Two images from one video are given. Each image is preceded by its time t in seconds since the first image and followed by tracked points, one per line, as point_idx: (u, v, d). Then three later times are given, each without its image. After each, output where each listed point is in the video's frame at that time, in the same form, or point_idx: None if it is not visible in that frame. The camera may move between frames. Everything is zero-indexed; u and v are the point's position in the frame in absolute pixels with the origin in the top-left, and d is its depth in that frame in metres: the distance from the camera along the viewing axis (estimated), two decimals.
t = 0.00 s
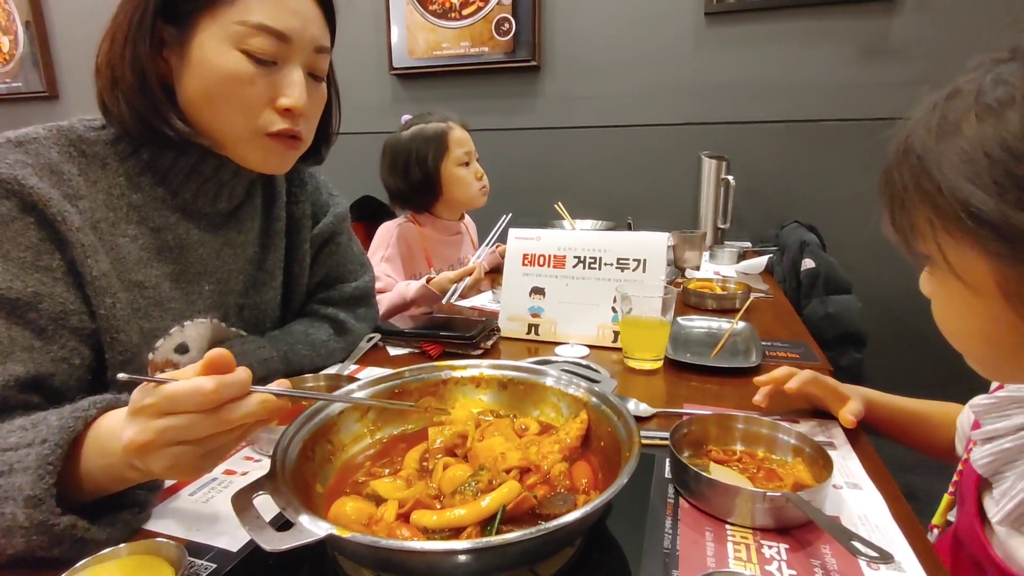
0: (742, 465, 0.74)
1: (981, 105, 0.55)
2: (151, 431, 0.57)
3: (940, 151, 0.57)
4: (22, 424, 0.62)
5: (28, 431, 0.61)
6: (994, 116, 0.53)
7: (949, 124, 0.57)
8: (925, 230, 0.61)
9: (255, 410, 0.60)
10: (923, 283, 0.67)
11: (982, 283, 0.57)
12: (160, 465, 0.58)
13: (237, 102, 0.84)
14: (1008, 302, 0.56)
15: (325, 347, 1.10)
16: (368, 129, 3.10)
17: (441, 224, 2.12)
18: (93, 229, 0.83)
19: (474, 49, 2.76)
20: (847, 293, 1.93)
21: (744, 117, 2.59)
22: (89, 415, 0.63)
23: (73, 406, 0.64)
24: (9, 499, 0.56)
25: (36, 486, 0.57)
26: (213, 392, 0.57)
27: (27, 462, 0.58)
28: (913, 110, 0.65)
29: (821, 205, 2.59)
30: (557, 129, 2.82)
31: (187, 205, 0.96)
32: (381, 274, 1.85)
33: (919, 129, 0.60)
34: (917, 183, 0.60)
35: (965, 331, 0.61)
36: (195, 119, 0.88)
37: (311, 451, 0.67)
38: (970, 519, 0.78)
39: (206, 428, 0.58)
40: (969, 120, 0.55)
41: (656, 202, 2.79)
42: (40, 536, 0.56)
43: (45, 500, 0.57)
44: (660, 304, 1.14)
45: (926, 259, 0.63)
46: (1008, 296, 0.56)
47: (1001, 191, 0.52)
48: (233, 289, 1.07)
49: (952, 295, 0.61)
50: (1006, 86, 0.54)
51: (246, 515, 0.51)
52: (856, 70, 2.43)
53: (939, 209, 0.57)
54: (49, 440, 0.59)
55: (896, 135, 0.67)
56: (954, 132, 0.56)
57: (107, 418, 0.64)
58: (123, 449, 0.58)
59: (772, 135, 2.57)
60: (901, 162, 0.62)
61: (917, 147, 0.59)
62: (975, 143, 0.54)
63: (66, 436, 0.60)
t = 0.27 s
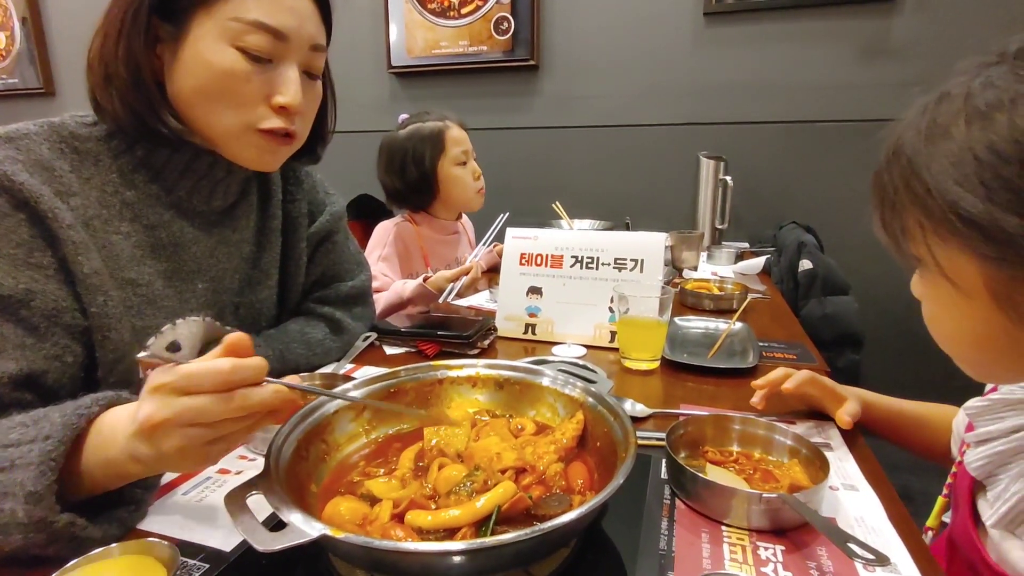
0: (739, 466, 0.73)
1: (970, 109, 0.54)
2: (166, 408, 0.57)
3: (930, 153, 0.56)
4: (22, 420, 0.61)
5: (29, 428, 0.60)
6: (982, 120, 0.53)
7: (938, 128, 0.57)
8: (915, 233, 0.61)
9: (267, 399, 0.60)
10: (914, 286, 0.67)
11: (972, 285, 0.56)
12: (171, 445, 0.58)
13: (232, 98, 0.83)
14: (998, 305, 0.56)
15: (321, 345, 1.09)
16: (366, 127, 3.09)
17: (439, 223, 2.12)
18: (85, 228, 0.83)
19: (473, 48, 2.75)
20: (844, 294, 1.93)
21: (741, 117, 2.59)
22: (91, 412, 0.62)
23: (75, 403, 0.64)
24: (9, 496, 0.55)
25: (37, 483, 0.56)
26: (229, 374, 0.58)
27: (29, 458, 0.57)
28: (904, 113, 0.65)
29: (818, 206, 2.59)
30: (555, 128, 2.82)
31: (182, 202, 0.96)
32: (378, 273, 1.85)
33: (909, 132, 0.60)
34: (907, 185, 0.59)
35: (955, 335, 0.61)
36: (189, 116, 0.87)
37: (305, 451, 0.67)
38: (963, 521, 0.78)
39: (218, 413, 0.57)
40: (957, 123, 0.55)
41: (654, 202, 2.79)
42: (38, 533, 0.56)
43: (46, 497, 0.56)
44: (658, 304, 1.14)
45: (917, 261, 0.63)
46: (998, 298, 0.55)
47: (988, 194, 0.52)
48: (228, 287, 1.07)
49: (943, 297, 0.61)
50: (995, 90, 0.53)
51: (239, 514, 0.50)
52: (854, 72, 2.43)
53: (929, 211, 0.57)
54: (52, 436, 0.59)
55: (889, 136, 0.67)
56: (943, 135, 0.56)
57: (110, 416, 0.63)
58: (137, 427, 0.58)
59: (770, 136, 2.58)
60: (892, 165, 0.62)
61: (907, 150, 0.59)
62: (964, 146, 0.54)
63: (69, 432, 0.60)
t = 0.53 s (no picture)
0: (735, 468, 0.73)
1: (956, 114, 0.54)
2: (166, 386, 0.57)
3: (918, 157, 0.56)
4: (13, 416, 0.61)
5: (21, 424, 0.60)
6: (969, 124, 0.53)
7: (926, 133, 0.56)
8: (903, 235, 0.60)
9: (268, 392, 0.61)
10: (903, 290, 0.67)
11: (961, 289, 0.56)
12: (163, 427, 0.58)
13: (229, 96, 0.83)
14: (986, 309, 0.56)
15: (318, 345, 1.09)
16: (365, 126, 3.09)
17: (437, 223, 2.12)
18: (79, 226, 0.82)
19: (472, 48, 2.75)
20: (842, 296, 1.93)
21: (740, 119, 2.59)
22: (82, 406, 0.62)
23: (65, 398, 0.63)
24: (4, 491, 0.55)
25: (33, 478, 0.56)
26: (235, 360, 0.58)
27: (23, 454, 0.57)
28: (895, 116, 0.65)
29: (816, 208, 2.60)
30: (554, 129, 2.82)
31: (177, 200, 0.96)
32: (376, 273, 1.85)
33: (898, 136, 0.60)
34: (896, 189, 0.59)
35: (948, 338, 0.61)
36: (185, 114, 0.87)
37: (301, 451, 0.66)
38: (955, 525, 0.78)
39: (216, 397, 0.57)
40: (945, 128, 0.55)
41: (653, 203, 2.79)
42: (35, 529, 0.55)
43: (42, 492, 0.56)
44: (655, 305, 1.13)
45: (906, 264, 0.63)
46: (986, 303, 0.55)
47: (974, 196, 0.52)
48: (225, 286, 1.07)
49: (932, 301, 0.61)
50: (981, 95, 0.53)
51: (233, 515, 0.50)
52: (852, 73, 2.43)
53: (917, 214, 0.57)
54: (44, 431, 0.58)
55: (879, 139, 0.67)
56: (931, 140, 0.56)
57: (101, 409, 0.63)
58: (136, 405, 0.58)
59: (769, 137, 2.58)
60: (880, 169, 0.62)
61: (896, 154, 0.59)
62: (951, 150, 0.54)
63: (61, 426, 0.60)
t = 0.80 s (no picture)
0: (733, 470, 0.73)
1: (946, 118, 0.54)
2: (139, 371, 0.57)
3: (910, 161, 0.56)
4: (1, 418, 0.60)
5: (8, 425, 0.59)
6: (959, 128, 0.53)
7: (916, 138, 0.56)
8: (896, 239, 0.60)
9: (243, 384, 0.58)
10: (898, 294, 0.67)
11: (956, 293, 0.56)
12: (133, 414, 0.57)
13: (230, 96, 0.83)
14: (978, 312, 0.56)
15: (316, 345, 1.09)
16: (363, 125, 3.09)
17: (435, 223, 2.11)
18: (77, 225, 0.82)
19: (472, 47, 2.75)
20: (840, 297, 1.94)
21: (739, 120, 2.59)
22: (69, 407, 0.62)
23: (54, 399, 0.63)
24: None
25: (20, 479, 0.56)
26: (210, 349, 0.56)
27: (9, 455, 0.57)
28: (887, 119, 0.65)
29: (814, 209, 2.60)
30: (553, 129, 2.82)
31: (176, 199, 0.95)
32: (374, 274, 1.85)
33: (890, 140, 0.60)
34: (889, 194, 0.59)
35: (942, 342, 0.61)
36: (186, 113, 0.87)
37: (298, 452, 0.66)
38: (950, 529, 0.78)
39: (186, 386, 0.56)
40: (935, 132, 0.55)
41: (652, 204, 2.79)
42: (24, 529, 0.55)
43: (28, 492, 0.56)
44: (654, 306, 1.13)
45: (898, 267, 0.63)
46: (979, 306, 0.55)
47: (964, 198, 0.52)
48: (223, 285, 1.06)
49: (926, 304, 0.61)
50: (971, 100, 0.53)
51: (229, 518, 0.50)
52: (851, 75, 2.43)
53: (911, 217, 0.57)
54: (30, 432, 0.58)
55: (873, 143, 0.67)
56: (922, 145, 0.56)
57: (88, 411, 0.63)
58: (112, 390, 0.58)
59: (767, 139, 2.58)
60: (873, 173, 0.62)
61: (888, 159, 0.59)
62: (940, 155, 0.54)
63: (47, 426, 0.60)
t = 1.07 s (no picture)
0: (731, 472, 0.73)
1: (943, 124, 0.55)
2: (172, 347, 0.59)
3: (906, 165, 0.57)
4: (13, 419, 0.60)
5: (19, 427, 0.59)
6: (955, 135, 0.53)
7: (913, 144, 0.57)
8: (892, 244, 0.61)
9: (264, 369, 0.61)
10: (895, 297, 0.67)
11: (950, 298, 0.57)
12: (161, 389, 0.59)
13: (232, 99, 0.83)
14: (972, 316, 0.56)
15: (316, 345, 1.09)
16: (363, 125, 3.09)
17: (435, 223, 2.11)
18: (78, 227, 0.82)
19: (472, 48, 2.75)
20: (838, 299, 1.94)
21: (738, 121, 2.60)
22: (82, 409, 0.62)
23: (66, 401, 0.63)
24: None
25: (28, 480, 0.56)
26: (240, 331, 0.61)
27: (20, 456, 0.56)
28: (886, 123, 0.66)
29: (813, 210, 2.60)
30: (553, 129, 2.82)
31: (176, 200, 0.95)
32: (374, 274, 1.85)
33: (887, 144, 0.60)
34: (885, 198, 0.59)
35: (936, 346, 0.61)
36: (187, 115, 0.87)
37: (298, 453, 0.66)
38: (945, 532, 0.79)
39: (214, 361, 0.59)
40: (932, 137, 0.55)
41: (651, 205, 2.80)
42: (26, 531, 0.55)
43: (35, 493, 0.56)
44: (653, 308, 1.14)
45: (895, 270, 0.63)
46: (973, 310, 0.56)
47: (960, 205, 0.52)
48: (223, 286, 1.07)
49: (919, 306, 0.61)
50: (967, 106, 0.53)
51: (230, 519, 0.50)
52: (850, 77, 2.44)
53: (905, 221, 0.57)
54: (43, 433, 0.58)
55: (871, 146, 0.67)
56: (918, 150, 0.56)
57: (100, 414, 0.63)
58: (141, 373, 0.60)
59: (767, 140, 2.58)
60: (870, 176, 0.62)
61: (886, 164, 0.59)
62: (935, 160, 0.54)
63: (60, 429, 0.59)
